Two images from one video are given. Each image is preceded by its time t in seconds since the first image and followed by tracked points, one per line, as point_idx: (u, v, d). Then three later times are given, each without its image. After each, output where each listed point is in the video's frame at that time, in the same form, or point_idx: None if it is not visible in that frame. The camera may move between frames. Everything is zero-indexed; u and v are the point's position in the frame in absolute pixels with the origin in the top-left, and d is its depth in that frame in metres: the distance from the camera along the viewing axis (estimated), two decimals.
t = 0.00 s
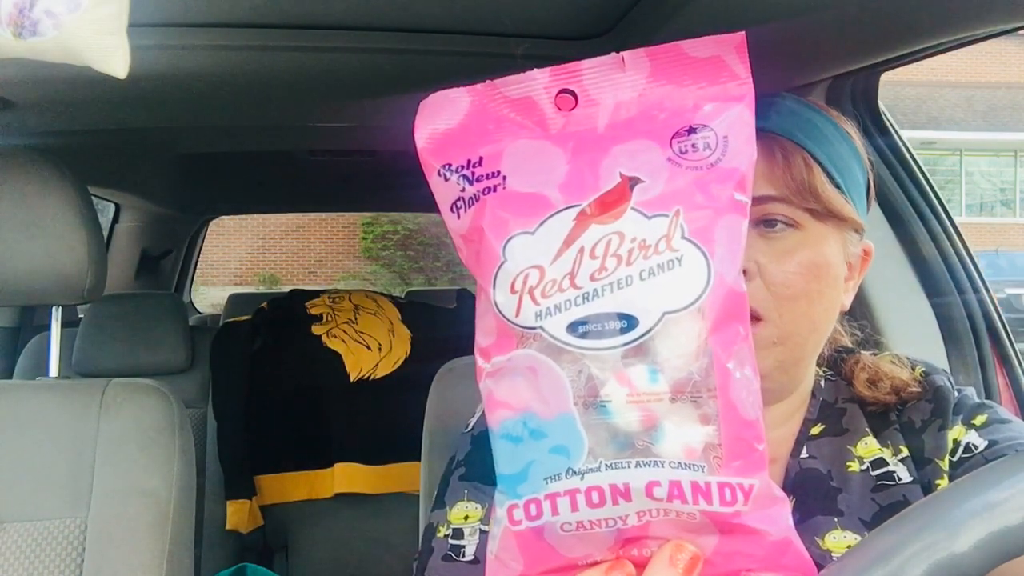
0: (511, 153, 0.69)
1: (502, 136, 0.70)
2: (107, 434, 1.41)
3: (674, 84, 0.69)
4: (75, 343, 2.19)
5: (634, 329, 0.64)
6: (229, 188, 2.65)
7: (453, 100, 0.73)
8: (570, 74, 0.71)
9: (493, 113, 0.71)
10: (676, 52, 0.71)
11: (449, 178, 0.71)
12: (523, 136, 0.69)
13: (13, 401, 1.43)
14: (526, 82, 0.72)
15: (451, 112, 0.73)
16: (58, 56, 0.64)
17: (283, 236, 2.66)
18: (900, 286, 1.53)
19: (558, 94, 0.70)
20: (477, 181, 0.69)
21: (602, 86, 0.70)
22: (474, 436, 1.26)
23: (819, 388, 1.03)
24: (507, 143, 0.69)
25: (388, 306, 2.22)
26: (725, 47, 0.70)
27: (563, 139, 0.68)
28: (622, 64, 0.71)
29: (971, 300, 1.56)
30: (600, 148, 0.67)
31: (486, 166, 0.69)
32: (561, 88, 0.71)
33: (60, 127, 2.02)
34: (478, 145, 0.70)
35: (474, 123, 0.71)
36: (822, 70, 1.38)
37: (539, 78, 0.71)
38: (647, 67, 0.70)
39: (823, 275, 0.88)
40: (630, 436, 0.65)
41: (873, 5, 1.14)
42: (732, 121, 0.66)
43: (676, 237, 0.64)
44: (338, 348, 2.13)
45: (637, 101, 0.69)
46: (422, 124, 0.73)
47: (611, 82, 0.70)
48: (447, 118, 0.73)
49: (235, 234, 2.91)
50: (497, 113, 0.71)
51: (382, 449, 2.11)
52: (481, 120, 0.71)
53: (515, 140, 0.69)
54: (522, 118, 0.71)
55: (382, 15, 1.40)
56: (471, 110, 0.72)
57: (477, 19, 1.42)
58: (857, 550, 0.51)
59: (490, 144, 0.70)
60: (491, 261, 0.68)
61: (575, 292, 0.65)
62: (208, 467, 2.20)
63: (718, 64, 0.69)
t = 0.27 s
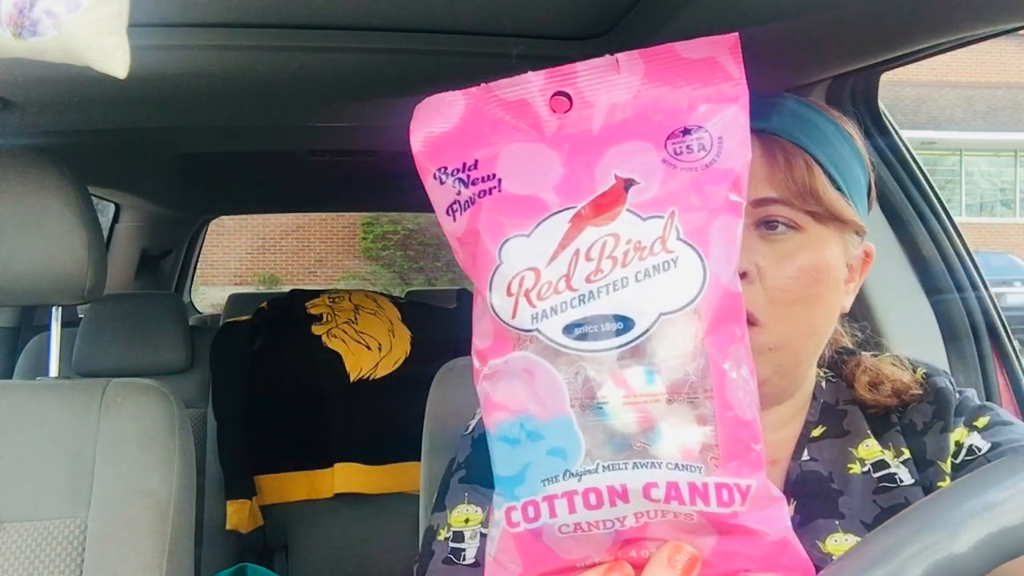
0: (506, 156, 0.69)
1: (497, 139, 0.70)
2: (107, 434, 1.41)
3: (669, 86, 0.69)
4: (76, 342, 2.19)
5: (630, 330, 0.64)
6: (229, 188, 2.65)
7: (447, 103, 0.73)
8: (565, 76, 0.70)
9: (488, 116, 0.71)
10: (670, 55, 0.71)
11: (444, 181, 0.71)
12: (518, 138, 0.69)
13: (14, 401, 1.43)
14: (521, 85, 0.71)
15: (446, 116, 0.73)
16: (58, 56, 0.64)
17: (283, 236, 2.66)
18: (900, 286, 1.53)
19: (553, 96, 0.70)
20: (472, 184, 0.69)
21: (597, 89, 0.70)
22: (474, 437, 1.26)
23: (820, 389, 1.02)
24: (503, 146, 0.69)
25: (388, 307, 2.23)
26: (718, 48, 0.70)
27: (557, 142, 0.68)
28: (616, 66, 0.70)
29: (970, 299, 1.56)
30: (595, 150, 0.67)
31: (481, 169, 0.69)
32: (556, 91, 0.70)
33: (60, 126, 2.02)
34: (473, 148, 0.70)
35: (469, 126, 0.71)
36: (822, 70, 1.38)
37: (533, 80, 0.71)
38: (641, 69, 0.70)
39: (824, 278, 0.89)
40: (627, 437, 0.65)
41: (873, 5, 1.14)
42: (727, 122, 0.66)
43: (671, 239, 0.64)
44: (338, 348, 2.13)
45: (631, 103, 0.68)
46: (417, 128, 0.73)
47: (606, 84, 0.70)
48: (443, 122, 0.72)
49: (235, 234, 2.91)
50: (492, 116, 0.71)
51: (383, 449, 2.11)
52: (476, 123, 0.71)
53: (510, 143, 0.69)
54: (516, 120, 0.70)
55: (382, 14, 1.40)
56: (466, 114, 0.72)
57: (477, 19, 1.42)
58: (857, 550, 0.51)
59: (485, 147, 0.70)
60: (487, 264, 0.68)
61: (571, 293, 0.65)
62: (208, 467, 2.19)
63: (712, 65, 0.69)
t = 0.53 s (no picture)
0: (506, 152, 0.69)
1: (497, 136, 0.70)
2: (107, 434, 1.41)
3: (671, 82, 0.69)
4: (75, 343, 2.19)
5: (631, 330, 0.64)
6: (229, 188, 2.65)
7: (448, 99, 0.73)
8: (567, 72, 0.70)
9: (488, 112, 0.71)
10: (672, 50, 0.71)
11: (444, 178, 0.71)
12: (519, 135, 0.69)
13: (13, 401, 1.43)
14: (522, 81, 0.71)
15: (446, 112, 0.73)
16: (58, 56, 0.64)
17: (283, 236, 2.67)
18: (900, 285, 1.53)
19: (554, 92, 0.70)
20: (472, 181, 0.69)
21: (598, 84, 0.70)
22: (475, 434, 1.26)
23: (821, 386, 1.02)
24: (503, 143, 0.69)
25: (388, 307, 2.22)
26: (721, 43, 0.70)
27: (558, 138, 0.68)
28: (618, 61, 0.71)
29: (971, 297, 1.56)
30: (595, 147, 0.67)
31: (481, 166, 0.69)
32: (557, 87, 0.70)
33: (60, 126, 2.02)
34: (474, 145, 0.70)
35: (469, 123, 0.71)
36: (822, 70, 1.38)
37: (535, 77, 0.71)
38: (643, 64, 0.70)
39: (860, 288, 0.89)
40: (627, 437, 0.65)
41: (873, 5, 1.14)
42: (729, 118, 0.66)
43: (672, 237, 0.64)
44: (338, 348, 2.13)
45: (633, 99, 0.69)
46: (417, 125, 0.73)
47: (608, 80, 0.70)
48: (443, 118, 0.72)
49: (235, 233, 2.91)
50: (492, 112, 0.71)
51: (383, 449, 2.11)
52: (476, 120, 0.71)
53: (510, 140, 0.69)
54: (517, 116, 0.70)
55: (381, 14, 1.40)
56: (466, 110, 0.72)
57: (476, 18, 1.42)
58: (858, 550, 0.51)
59: (485, 144, 0.70)
60: (488, 262, 0.68)
61: (571, 293, 0.65)
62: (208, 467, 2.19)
63: (715, 60, 0.69)
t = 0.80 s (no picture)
0: (504, 152, 0.69)
1: (493, 136, 0.70)
2: (107, 435, 1.41)
3: (669, 80, 0.69)
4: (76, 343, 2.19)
5: (630, 331, 0.64)
6: (229, 188, 2.65)
7: (443, 98, 0.73)
8: (564, 71, 0.70)
9: (485, 111, 0.71)
10: (671, 47, 0.70)
11: (440, 179, 0.71)
12: (516, 135, 0.69)
13: (13, 401, 1.43)
14: (519, 79, 0.71)
15: (443, 111, 0.72)
16: (58, 56, 0.64)
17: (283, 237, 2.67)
18: (900, 285, 1.54)
19: (551, 91, 0.70)
20: (469, 182, 0.69)
21: (596, 82, 0.70)
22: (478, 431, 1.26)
23: (824, 386, 1.02)
24: (500, 143, 0.69)
25: (388, 307, 2.22)
26: (719, 40, 0.69)
27: (556, 138, 0.68)
28: (615, 59, 0.70)
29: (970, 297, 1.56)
30: (594, 146, 0.67)
31: (478, 166, 0.69)
32: (554, 85, 0.70)
33: (60, 126, 2.03)
34: (470, 145, 0.70)
35: (465, 122, 0.71)
36: (822, 69, 1.38)
37: (531, 76, 0.71)
38: (641, 62, 0.70)
39: (854, 285, 0.88)
40: (626, 441, 0.65)
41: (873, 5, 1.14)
42: (728, 116, 0.66)
43: (671, 238, 0.64)
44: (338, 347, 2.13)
45: (631, 98, 0.69)
46: (413, 123, 0.73)
47: (605, 77, 0.70)
48: (439, 117, 0.72)
49: (235, 233, 2.91)
50: (489, 111, 0.71)
51: (383, 449, 2.11)
52: (473, 119, 0.71)
53: (507, 140, 0.69)
54: (513, 115, 0.70)
55: (382, 14, 1.40)
56: (462, 109, 0.72)
57: (476, 18, 1.42)
58: (858, 550, 0.51)
59: (482, 144, 0.70)
60: (486, 263, 0.68)
61: (569, 294, 0.65)
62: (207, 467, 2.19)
63: (714, 58, 0.69)
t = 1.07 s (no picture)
0: (500, 154, 0.69)
1: (490, 138, 0.70)
2: (106, 435, 1.41)
3: (664, 83, 0.69)
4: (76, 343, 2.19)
5: (627, 332, 0.64)
6: (229, 188, 2.65)
7: (440, 101, 0.73)
8: (560, 74, 0.70)
9: (481, 114, 0.71)
10: (667, 50, 0.71)
11: (438, 181, 0.71)
12: (513, 137, 0.69)
13: (13, 401, 1.43)
14: (515, 82, 0.71)
15: (439, 114, 0.73)
16: (59, 56, 0.64)
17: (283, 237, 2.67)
18: (900, 285, 1.54)
19: (547, 93, 0.70)
20: (466, 184, 0.69)
21: (592, 85, 0.70)
22: (475, 432, 1.26)
23: (823, 385, 1.02)
24: (497, 145, 0.69)
25: (388, 307, 2.22)
26: (715, 43, 0.69)
27: (552, 140, 0.68)
28: (611, 62, 0.71)
29: (970, 297, 1.56)
30: (590, 148, 0.67)
31: (475, 169, 0.69)
32: (550, 88, 0.70)
33: (60, 126, 2.02)
34: (467, 147, 0.70)
35: (462, 125, 0.71)
36: (821, 69, 1.38)
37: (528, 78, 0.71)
38: (637, 65, 0.70)
39: (846, 284, 0.88)
40: (624, 441, 0.65)
41: (873, 5, 1.14)
42: (724, 118, 0.66)
43: (668, 239, 0.64)
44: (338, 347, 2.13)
45: (627, 100, 0.69)
46: (410, 127, 0.73)
47: (602, 80, 0.70)
48: (436, 121, 0.72)
49: (236, 233, 2.91)
50: (485, 114, 0.71)
51: (383, 449, 2.11)
52: (470, 121, 0.71)
53: (503, 142, 0.69)
54: (510, 117, 0.70)
55: (382, 14, 1.40)
56: (459, 112, 0.72)
57: (476, 18, 1.42)
58: (858, 550, 0.51)
59: (479, 147, 0.70)
60: (483, 265, 0.68)
61: (566, 296, 0.65)
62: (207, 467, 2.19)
63: (709, 60, 0.69)
